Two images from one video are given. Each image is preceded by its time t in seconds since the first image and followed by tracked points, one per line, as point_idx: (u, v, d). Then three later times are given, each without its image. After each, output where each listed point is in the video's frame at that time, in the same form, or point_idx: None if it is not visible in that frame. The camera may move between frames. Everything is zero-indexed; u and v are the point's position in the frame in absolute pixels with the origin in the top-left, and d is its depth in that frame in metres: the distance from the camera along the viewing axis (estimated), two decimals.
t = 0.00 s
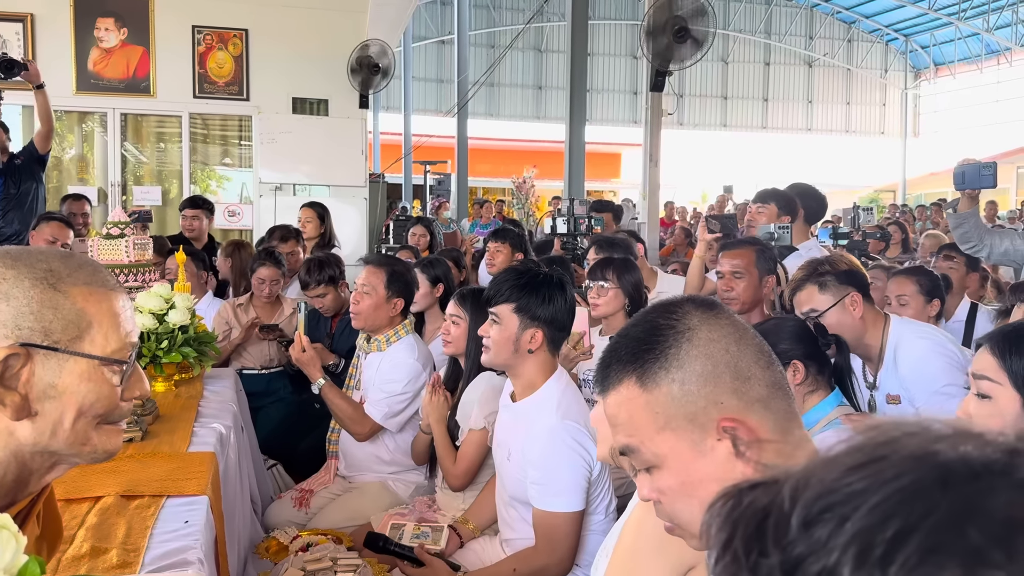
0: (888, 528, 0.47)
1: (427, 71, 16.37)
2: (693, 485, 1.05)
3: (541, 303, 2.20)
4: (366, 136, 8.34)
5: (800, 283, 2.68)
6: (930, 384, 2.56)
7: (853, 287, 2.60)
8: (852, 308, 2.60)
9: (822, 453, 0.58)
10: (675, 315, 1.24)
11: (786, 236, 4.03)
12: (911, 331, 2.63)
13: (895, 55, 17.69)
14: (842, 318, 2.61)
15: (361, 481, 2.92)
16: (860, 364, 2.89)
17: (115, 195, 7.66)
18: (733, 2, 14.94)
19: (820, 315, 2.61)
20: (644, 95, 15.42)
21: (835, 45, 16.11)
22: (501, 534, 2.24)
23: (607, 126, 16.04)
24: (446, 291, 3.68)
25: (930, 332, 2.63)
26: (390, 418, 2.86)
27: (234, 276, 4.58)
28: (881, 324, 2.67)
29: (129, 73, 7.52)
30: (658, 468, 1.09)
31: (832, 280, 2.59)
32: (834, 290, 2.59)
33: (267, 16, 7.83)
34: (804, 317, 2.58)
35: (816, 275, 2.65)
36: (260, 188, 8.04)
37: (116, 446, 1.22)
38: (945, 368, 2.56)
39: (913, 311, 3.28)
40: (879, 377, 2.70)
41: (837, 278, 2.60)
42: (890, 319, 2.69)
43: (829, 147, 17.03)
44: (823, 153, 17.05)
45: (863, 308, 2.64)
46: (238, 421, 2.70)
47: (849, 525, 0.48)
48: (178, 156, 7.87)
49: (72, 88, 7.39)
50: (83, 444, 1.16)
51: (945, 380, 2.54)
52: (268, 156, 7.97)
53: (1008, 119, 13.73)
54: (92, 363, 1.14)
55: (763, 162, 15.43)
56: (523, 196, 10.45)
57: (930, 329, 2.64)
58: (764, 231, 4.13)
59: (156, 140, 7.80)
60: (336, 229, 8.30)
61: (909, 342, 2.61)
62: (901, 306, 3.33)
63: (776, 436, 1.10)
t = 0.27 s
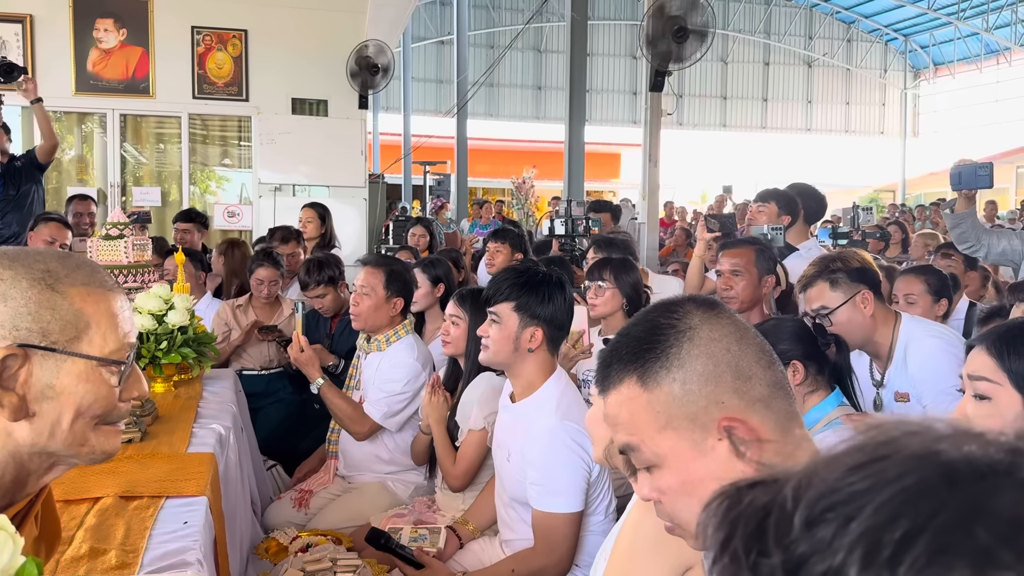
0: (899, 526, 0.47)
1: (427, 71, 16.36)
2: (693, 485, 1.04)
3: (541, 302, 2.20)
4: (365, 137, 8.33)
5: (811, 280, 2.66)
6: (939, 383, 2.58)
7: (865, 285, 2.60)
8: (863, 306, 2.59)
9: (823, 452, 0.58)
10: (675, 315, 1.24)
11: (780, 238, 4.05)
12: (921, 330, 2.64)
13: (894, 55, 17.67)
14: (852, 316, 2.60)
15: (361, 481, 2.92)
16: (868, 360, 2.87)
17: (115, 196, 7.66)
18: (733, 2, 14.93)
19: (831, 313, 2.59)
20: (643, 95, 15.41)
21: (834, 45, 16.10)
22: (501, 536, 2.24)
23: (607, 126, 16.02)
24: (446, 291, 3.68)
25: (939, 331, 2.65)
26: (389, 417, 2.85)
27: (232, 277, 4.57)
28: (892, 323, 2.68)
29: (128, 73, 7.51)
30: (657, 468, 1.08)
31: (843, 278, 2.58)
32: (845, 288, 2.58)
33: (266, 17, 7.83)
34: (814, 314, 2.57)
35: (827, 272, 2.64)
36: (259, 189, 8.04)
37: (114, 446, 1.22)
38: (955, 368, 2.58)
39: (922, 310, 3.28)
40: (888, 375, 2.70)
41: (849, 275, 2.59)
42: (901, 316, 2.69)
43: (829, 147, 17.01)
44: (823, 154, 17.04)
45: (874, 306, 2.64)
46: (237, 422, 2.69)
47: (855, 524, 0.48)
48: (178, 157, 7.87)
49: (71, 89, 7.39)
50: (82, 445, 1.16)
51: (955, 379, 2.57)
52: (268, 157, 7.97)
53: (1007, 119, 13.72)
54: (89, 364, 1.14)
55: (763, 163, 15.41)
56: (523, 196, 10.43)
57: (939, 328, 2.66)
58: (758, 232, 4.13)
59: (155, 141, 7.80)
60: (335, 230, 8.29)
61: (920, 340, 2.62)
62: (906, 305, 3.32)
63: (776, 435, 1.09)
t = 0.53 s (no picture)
0: (910, 528, 0.47)
1: (427, 71, 16.35)
2: (695, 485, 1.04)
3: (538, 301, 2.20)
4: (365, 137, 8.32)
5: (818, 277, 2.66)
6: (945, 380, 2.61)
7: (871, 284, 2.60)
8: (870, 304, 2.60)
9: (825, 450, 0.58)
10: (677, 314, 1.23)
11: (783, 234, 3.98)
12: (927, 329, 2.64)
13: (894, 55, 17.65)
14: (859, 314, 2.60)
15: (361, 481, 2.91)
16: (873, 357, 2.85)
17: (115, 197, 7.66)
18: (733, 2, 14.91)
19: (837, 310, 2.60)
20: (643, 95, 15.40)
21: (834, 44, 16.09)
22: (501, 536, 2.24)
23: (607, 126, 16.01)
24: (446, 291, 3.68)
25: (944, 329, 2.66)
26: (391, 418, 2.85)
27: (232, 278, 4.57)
28: (899, 322, 2.67)
29: (128, 74, 7.51)
30: (660, 467, 1.08)
31: (850, 276, 2.59)
32: (852, 285, 2.58)
33: (266, 17, 7.83)
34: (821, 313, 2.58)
35: (834, 269, 2.64)
36: (259, 189, 8.04)
37: (114, 446, 1.22)
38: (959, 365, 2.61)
39: (926, 310, 3.28)
40: (895, 373, 2.70)
41: (856, 273, 2.59)
42: (908, 315, 2.69)
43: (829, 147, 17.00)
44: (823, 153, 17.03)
45: (881, 305, 2.64)
46: (237, 422, 2.69)
47: (868, 523, 0.48)
48: (177, 157, 7.88)
49: (70, 89, 7.39)
50: (81, 445, 1.16)
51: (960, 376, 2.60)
52: (268, 157, 7.97)
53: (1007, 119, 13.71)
54: (89, 364, 1.14)
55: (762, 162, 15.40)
56: (523, 196, 10.42)
57: (944, 326, 2.67)
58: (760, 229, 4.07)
59: (155, 141, 7.81)
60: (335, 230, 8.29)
61: (925, 338, 2.63)
62: (910, 305, 3.32)
63: (779, 434, 1.09)
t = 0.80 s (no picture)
0: (943, 536, 0.48)
1: (427, 71, 16.34)
2: (696, 486, 1.05)
3: (534, 301, 2.20)
4: (365, 138, 8.32)
5: (821, 275, 2.68)
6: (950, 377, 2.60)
7: (875, 283, 2.61)
8: (873, 304, 2.61)
9: (827, 450, 0.58)
10: (679, 315, 1.23)
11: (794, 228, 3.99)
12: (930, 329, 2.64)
13: (894, 54, 17.63)
14: (861, 313, 2.61)
15: (362, 482, 2.92)
16: (875, 356, 2.85)
17: (115, 197, 7.66)
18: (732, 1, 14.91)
19: (840, 309, 2.61)
20: (643, 95, 15.40)
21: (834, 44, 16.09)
22: (501, 536, 2.25)
23: (607, 126, 16.00)
24: (446, 291, 3.68)
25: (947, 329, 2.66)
26: (393, 419, 2.85)
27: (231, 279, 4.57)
28: (902, 321, 2.67)
29: (128, 75, 7.51)
30: (661, 468, 1.08)
31: (853, 275, 2.59)
32: (855, 284, 2.59)
33: (265, 17, 7.83)
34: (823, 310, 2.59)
35: (837, 268, 2.65)
36: (259, 189, 8.05)
37: (115, 448, 1.22)
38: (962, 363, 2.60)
39: (928, 311, 3.27)
40: (898, 372, 2.70)
41: (859, 272, 2.60)
42: (912, 315, 2.69)
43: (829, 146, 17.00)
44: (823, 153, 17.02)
45: (884, 304, 2.64)
46: (238, 422, 2.69)
47: (892, 527, 0.49)
48: (177, 158, 7.88)
49: (69, 90, 7.38)
50: (82, 447, 1.16)
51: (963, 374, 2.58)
52: (268, 158, 7.97)
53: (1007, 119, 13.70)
54: (90, 365, 1.14)
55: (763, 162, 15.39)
56: (523, 196, 10.41)
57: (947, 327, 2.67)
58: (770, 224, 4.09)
59: (155, 142, 7.81)
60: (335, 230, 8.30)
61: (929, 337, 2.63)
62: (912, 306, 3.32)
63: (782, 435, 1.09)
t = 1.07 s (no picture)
0: (998, 556, 0.43)
1: (427, 71, 16.34)
2: (697, 486, 1.05)
3: (530, 301, 2.20)
4: (365, 138, 8.32)
5: (819, 275, 2.67)
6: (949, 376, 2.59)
7: (873, 282, 2.60)
8: (871, 303, 2.60)
9: (827, 446, 0.58)
10: (679, 315, 1.23)
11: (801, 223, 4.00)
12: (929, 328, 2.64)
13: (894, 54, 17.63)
14: (860, 312, 2.60)
15: (362, 482, 2.92)
16: (874, 356, 2.85)
17: (115, 198, 7.66)
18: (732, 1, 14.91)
19: (838, 309, 2.61)
20: (643, 95, 15.39)
21: (834, 44, 16.09)
22: (501, 536, 2.25)
23: (607, 126, 16.00)
24: (446, 291, 3.68)
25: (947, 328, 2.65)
26: (393, 419, 2.85)
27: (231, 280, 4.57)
28: (901, 320, 2.66)
29: (128, 75, 7.51)
30: (662, 468, 1.08)
31: (852, 274, 2.59)
32: (853, 284, 2.59)
33: (264, 17, 7.82)
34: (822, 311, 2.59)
35: (836, 267, 2.65)
36: (260, 190, 8.06)
37: (115, 448, 1.22)
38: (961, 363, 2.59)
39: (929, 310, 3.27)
40: (897, 372, 2.69)
41: (858, 271, 2.60)
42: (911, 314, 2.68)
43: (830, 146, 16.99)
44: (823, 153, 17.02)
45: (883, 303, 2.64)
46: (237, 422, 2.69)
47: (936, 540, 0.44)
48: (177, 158, 7.88)
49: (69, 91, 7.39)
50: (82, 447, 1.16)
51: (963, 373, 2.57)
52: (268, 158, 7.98)
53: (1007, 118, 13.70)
54: (90, 366, 1.14)
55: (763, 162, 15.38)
56: (523, 196, 10.41)
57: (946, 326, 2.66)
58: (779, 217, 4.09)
59: (155, 143, 7.80)
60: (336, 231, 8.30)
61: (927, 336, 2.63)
62: (913, 306, 3.32)
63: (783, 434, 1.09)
